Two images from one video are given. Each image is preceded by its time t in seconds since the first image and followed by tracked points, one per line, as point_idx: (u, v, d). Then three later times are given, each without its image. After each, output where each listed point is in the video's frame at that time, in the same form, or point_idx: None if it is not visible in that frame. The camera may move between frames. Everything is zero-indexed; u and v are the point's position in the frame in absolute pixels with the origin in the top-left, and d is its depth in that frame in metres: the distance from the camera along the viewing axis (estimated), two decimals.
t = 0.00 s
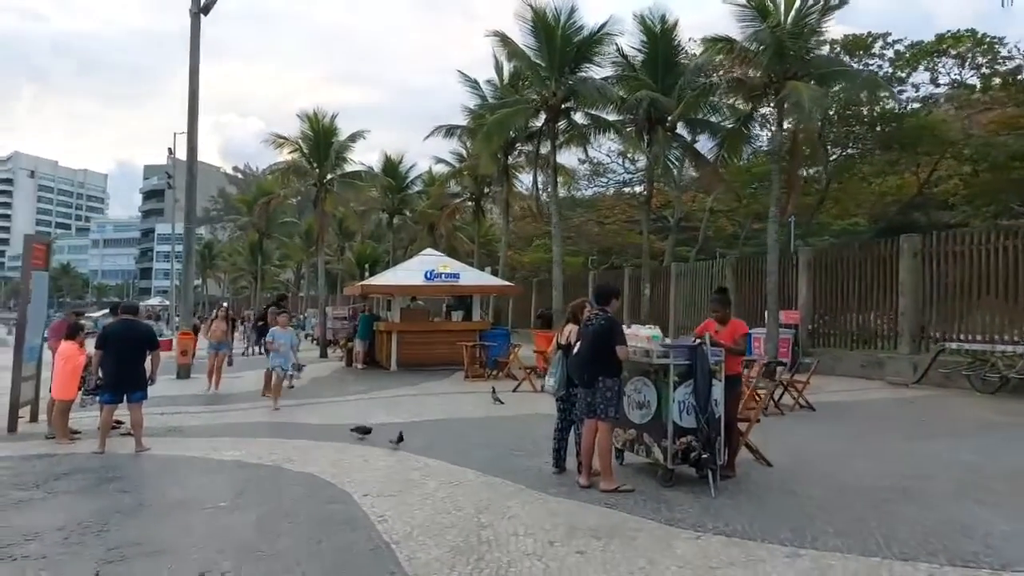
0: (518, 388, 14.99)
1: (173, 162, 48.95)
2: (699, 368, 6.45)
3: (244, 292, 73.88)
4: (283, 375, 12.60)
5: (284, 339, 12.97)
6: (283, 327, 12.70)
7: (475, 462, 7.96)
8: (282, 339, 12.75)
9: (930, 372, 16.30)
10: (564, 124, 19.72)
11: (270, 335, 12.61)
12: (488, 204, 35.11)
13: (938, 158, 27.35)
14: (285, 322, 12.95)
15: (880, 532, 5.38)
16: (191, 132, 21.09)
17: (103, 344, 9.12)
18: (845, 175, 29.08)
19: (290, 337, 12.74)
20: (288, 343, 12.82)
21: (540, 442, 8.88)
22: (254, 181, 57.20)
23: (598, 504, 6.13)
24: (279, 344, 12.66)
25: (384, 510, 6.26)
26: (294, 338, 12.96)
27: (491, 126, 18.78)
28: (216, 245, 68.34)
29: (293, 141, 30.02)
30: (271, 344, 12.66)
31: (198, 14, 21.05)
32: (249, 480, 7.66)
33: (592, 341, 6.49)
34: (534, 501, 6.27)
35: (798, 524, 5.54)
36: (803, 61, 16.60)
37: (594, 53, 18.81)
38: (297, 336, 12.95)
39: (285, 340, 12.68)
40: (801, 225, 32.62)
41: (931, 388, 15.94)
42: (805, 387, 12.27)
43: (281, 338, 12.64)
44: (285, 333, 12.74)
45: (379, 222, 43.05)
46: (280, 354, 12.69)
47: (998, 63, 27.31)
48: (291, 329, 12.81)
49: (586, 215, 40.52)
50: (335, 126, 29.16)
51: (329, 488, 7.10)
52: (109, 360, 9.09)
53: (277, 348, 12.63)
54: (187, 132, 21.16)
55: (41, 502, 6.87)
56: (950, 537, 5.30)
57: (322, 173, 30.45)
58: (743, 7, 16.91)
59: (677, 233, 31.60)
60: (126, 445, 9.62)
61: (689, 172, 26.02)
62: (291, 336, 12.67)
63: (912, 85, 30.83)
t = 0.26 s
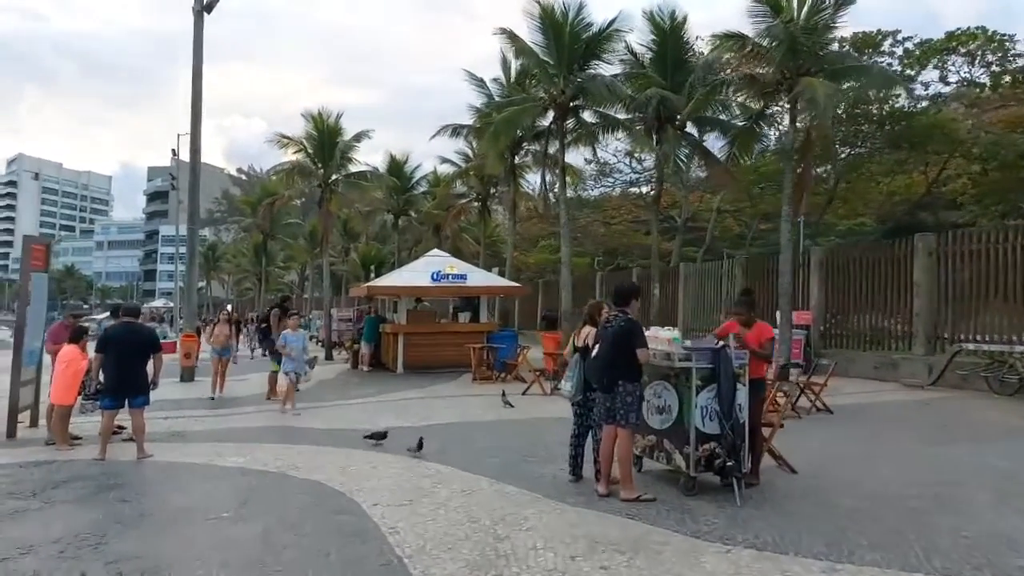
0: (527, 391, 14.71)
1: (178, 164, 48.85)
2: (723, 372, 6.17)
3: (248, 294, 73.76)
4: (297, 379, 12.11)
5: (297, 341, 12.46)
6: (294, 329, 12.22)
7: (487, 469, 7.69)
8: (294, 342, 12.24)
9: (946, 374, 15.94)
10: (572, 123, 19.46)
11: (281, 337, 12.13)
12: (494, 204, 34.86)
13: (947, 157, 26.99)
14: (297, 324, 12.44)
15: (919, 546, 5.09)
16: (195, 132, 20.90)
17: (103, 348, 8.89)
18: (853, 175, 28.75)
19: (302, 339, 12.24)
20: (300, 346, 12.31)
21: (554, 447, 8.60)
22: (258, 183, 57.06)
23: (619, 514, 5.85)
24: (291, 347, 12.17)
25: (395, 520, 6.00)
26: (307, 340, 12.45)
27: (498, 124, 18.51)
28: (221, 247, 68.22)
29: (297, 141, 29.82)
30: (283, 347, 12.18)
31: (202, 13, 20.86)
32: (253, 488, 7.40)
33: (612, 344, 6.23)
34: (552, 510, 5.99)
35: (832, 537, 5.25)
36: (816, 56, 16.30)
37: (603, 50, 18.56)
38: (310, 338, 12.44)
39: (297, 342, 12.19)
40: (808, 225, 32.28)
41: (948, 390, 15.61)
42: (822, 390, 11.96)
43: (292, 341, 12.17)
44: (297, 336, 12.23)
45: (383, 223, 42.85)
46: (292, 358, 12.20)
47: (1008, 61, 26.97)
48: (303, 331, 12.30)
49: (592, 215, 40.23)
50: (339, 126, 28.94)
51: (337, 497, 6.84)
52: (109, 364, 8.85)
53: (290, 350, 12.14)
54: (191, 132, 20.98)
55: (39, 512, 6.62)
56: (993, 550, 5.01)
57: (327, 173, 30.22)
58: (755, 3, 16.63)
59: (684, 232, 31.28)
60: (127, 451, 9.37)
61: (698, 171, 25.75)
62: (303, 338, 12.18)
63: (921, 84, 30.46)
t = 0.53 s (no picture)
0: (533, 393, 14.52)
1: (181, 164, 48.75)
2: (741, 377, 5.97)
3: (251, 294, 73.64)
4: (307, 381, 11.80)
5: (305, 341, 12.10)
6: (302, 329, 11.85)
7: (496, 475, 7.48)
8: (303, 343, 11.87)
9: (959, 377, 15.70)
10: (578, 122, 19.26)
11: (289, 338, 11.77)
12: (497, 205, 34.67)
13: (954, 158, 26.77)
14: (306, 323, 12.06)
15: (950, 561, 4.89)
16: (198, 131, 20.74)
17: (104, 349, 8.71)
18: (860, 175, 28.51)
19: (310, 340, 11.87)
20: (309, 346, 11.95)
21: (564, 453, 8.40)
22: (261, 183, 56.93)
23: (635, 524, 5.65)
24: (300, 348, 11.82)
25: (402, 530, 5.80)
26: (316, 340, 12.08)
27: (504, 123, 18.31)
28: (224, 247, 68.12)
29: (301, 140, 29.65)
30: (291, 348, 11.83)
31: (205, 12, 20.69)
32: (257, 494, 7.22)
33: (627, 347, 6.02)
34: (566, 520, 5.80)
35: (858, 551, 5.05)
36: (826, 55, 16.06)
37: (609, 48, 18.36)
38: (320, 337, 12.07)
39: (306, 343, 11.82)
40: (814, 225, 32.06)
41: (961, 394, 15.37)
42: (835, 394, 11.74)
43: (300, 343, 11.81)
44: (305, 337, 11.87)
45: (386, 224, 42.69)
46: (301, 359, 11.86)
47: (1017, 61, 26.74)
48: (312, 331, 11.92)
49: (596, 216, 40.02)
50: (343, 125, 28.78)
51: (342, 505, 6.65)
52: (110, 366, 8.66)
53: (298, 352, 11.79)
54: (194, 131, 20.81)
55: (37, 519, 6.45)
56: None
57: (330, 173, 30.06)
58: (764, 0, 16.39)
59: (688, 233, 31.06)
60: (128, 455, 9.18)
61: (704, 171, 25.56)
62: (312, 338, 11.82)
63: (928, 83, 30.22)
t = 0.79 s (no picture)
0: (542, 394, 14.25)
1: (185, 164, 48.64)
2: (767, 378, 5.69)
3: (256, 295, 73.55)
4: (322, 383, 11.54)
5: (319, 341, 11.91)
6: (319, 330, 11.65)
7: (508, 479, 7.23)
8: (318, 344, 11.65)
9: (977, 378, 15.37)
10: (586, 119, 19.00)
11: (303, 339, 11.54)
12: (503, 204, 34.42)
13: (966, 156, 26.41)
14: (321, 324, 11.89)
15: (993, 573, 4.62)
16: (202, 130, 20.54)
17: (104, 349, 8.48)
18: (869, 174, 28.17)
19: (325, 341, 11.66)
20: (323, 347, 11.75)
21: (578, 456, 8.13)
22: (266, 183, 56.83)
23: (656, 533, 5.40)
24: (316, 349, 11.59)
25: (412, 538, 5.55)
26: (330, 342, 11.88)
27: (512, 120, 18.07)
28: (229, 247, 68.04)
29: (305, 139, 29.44)
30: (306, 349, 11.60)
31: (209, 9, 20.51)
32: (261, 500, 6.98)
33: (648, 348, 5.75)
34: (584, 528, 5.54)
35: (895, 562, 4.78)
36: (840, 50, 15.77)
37: (618, 44, 18.10)
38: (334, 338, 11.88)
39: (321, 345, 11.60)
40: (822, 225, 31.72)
41: (979, 395, 15.04)
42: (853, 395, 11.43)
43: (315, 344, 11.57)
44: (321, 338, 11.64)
45: (391, 224, 42.47)
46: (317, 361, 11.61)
47: None
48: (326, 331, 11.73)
49: (602, 215, 39.74)
50: (348, 124, 28.58)
51: (350, 511, 6.40)
52: (110, 367, 8.43)
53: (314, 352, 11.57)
54: (198, 130, 20.63)
55: (33, 526, 6.23)
56: None
57: (335, 172, 29.85)
58: None
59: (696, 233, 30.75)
60: (129, 459, 8.96)
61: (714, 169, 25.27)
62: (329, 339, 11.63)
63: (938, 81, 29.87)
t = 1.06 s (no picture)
0: (546, 396, 14.04)
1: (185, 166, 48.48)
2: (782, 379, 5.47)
3: (256, 297, 73.38)
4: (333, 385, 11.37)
5: (328, 343, 11.80)
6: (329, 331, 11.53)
7: (513, 483, 7.03)
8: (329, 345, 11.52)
9: (986, 377, 15.14)
10: (589, 117, 18.80)
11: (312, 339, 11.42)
12: (504, 204, 34.22)
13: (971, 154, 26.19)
14: (330, 325, 11.78)
15: None
16: (200, 130, 20.37)
17: (99, 352, 8.29)
18: (873, 172, 27.95)
19: (335, 342, 11.53)
20: (332, 348, 11.65)
21: (584, 459, 7.92)
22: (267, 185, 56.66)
23: (668, 540, 5.20)
24: (326, 350, 11.45)
25: (416, 547, 5.35)
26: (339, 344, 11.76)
27: (514, 118, 17.88)
28: (229, 249, 67.87)
29: (305, 139, 29.25)
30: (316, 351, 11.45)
31: (208, 8, 20.33)
32: (259, 506, 6.78)
33: (660, 349, 5.56)
34: (593, 535, 5.33)
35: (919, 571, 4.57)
36: (846, 45, 15.58)
37: (621, 41, 17.91)
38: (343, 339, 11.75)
39: (330, 345, 11.46)
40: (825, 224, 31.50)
41: (988, 395, 14.82)
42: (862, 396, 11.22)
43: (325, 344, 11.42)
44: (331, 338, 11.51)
45: (392, 225, 42.29)
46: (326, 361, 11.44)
47: None
48: (336, 333, 11.59)
49: (604, 215, 39.53)
50: (348, 124, 28.39)
51: (351, 518, 6.20)
52: (106, 370, 8.25)
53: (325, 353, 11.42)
54: (197, 130, 20.45)
55: (24, 535, 6.03)
56: None
57: (335, 173, 29.67)
58: None
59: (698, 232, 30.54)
60: (126, 464, 8.76)
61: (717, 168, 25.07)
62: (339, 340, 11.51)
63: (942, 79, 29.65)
